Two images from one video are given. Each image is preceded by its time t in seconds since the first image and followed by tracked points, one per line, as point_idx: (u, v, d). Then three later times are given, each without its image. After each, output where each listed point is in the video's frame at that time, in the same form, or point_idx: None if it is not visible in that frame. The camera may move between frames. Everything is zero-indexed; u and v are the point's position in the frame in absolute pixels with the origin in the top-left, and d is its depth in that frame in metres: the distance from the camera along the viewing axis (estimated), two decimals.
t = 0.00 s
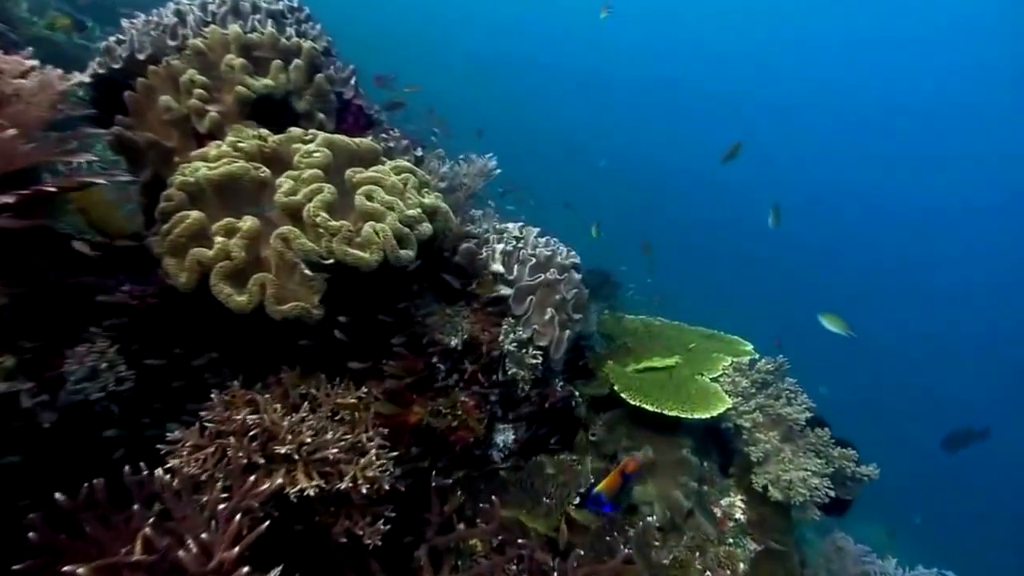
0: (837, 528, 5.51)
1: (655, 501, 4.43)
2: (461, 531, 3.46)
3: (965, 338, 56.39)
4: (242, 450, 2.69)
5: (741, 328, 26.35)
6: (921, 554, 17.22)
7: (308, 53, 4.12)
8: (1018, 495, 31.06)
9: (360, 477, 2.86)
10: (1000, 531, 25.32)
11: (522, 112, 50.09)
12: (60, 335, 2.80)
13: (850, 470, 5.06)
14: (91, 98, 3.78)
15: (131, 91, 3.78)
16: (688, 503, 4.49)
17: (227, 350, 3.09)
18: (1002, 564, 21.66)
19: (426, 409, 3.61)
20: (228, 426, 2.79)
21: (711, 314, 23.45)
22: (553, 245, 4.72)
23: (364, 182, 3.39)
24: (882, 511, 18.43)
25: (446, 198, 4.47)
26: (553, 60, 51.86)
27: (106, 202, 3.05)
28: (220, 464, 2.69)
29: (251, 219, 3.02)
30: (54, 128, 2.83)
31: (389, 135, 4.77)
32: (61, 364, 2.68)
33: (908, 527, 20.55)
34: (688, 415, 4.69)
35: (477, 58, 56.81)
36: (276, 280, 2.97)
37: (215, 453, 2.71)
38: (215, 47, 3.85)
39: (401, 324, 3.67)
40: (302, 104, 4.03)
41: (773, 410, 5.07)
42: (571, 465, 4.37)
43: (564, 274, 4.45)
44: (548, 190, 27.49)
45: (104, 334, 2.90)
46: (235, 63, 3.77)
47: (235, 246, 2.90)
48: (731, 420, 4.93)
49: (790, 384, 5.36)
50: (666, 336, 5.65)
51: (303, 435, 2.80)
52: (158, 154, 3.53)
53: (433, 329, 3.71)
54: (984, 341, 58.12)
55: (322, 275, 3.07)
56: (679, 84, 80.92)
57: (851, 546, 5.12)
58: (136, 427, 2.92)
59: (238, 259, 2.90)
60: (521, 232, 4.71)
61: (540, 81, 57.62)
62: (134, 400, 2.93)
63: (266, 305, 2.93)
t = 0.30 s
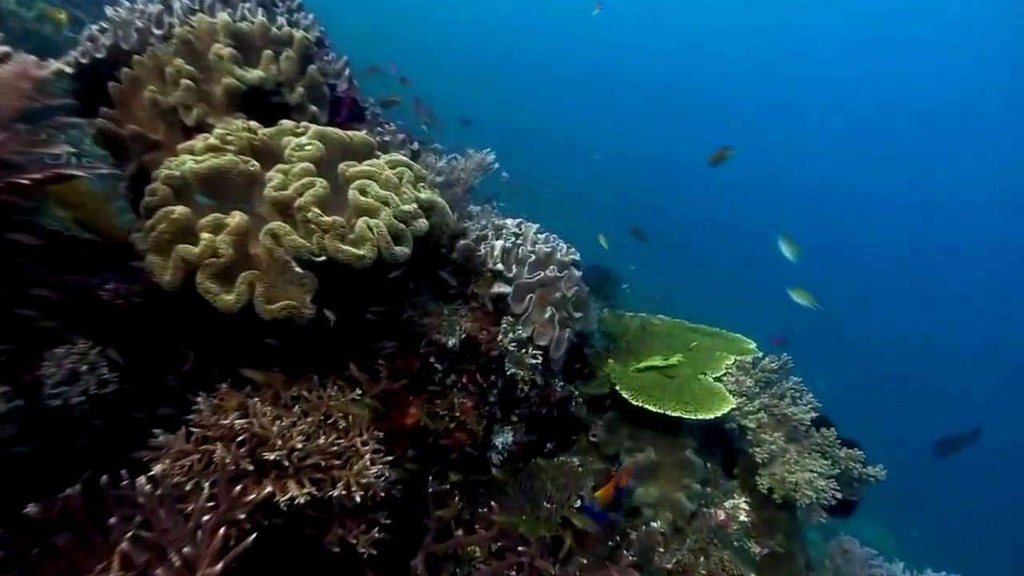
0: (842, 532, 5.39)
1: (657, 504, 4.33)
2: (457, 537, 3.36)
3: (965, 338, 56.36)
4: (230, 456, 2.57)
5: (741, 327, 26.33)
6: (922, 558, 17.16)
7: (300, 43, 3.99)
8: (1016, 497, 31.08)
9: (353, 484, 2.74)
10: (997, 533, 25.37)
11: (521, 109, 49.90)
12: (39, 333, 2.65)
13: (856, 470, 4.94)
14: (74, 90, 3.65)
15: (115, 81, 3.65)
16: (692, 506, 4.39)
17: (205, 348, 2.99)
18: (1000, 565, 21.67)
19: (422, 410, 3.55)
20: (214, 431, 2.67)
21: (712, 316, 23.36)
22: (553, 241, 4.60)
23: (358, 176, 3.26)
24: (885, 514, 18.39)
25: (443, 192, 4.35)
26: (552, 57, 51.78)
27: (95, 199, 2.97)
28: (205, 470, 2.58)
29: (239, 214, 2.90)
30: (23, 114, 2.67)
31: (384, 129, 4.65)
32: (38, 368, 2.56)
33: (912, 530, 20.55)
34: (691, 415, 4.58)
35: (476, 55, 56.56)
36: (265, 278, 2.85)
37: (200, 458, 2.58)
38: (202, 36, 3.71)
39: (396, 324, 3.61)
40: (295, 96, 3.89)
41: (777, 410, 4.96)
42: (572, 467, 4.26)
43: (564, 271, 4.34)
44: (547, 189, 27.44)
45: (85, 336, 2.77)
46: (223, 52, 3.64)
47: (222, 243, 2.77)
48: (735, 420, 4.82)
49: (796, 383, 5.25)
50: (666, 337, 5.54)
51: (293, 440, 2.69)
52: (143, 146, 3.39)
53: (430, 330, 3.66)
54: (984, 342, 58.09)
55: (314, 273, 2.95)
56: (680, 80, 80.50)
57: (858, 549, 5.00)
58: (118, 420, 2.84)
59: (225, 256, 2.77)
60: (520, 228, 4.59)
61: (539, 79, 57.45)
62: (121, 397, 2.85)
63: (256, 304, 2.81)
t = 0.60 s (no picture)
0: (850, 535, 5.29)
1: (661, 508, 4.22)
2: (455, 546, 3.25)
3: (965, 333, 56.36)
4: (219, 468, 2.47)
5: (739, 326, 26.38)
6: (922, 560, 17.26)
7: (292, 35, 3.88)
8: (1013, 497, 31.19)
9: (348, 494, 2.62)
10: (991, 534, 25.52)
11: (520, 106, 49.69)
12: (18, 340, 2.60)
13: (865, 472, 4.84)
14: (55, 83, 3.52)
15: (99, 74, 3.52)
16: (697, 510, 4.28)
17: (191, 350, 2.85)
18: (998, 566, 21.85)
19: (420, 415, 3.46)
20: (202, 439, 2.55)
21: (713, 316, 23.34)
22: (553, 239, 4.47)
23: (352, 172, 3.14)
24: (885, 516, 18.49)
25: (440, 189, 4.25)
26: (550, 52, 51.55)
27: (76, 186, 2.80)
28: (193, 482, 2.46)
29: (227, 212, 2.77)
30: None
31: (380, 125, 4.53)
32: (15, 374, 2.45)
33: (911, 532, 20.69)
34: (696, 417, 4.47)
35: (475, 51, 56.28)
36: (254, 279, 2.73)
37: (187, 469, 2.47)
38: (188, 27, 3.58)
39: (393, 325, 3.53)
40: (286, 90, 3.77)
41: (783, 411, 4.85)
42: (574, 471, 4.15)
43: (564, 270, 4.21)
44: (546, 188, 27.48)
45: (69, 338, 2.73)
46: (212, 44, 3.50)
47: (209, 243, 2.66)
48: (741, 421, 4.67)
49: (802, 382, 5.14)
50: (667, 336, 5.44)
51: (286, 449, 2.57)
52: (129, 143, 3.27)
53: (429, 331, 3.56)
54: (981, 339, 58.29)
55: (305, 274, 2.84)
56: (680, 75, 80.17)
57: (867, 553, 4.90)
58: (99, 425, 2.71)
59: (213, 257, 2.66)
60: (519, 225, 4.48)
61: (538, 76, 57.26)
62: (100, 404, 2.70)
63: (245, 306, 2.68)
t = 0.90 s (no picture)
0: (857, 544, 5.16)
1: (665, 518, 4.08)
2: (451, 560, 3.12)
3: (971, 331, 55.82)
4: (203, 482, 2.32)
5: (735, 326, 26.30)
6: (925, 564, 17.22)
7: (283, 29, 3.77)
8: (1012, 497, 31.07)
9: (340, 509, 2.50)
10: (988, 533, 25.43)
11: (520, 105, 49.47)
12: None
13: (872, 478, 4.73)
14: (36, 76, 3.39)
15: (80, 67, 3.38)
16: (700, 518, 4.16)
17: (175, 355, 2.74)
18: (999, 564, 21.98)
19: (416, 422, 3.35)
20: (186, 452, 2.42)
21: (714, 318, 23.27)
22: (553, 240, 4.35)
23: (344, 170, 3.01)
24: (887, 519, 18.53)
25: (436, 188, 4.13)
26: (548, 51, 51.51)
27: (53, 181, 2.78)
28: (174, 497, 2.32)
29: (212, 211, 2.64)
30: None
31: (374, 122, 4.41)
32: None
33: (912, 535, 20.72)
34: (700, 422, 4.33)
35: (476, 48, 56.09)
36: (240, 281, 2.61)
37: (170, 481, 2.34)
38: (175, 21, 3.47)
39: (388, 329, 3.44)
40: (277, 86, 3.65)
41: (787, 415, 4.74)
42: (578, 479, 4.02)
43: (564, 272, 4.09)
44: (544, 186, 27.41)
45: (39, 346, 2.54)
46: (198, 37, 3.37)
47: (193, 244, 2.52)
48: (746, 427, 4.53)
49: (807, 386, 5.02)
50: (668, 340, 5.33)
51: (273, 461, 2.44)
52: (112, 141, 3.13)
53: (426, 336, 3.46)
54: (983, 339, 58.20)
55: (295, 279, 2.71)
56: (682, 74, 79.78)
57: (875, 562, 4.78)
58: (75, 433, 2.52)
59: (197, 259, 2.52)
60: (518, 224, 4.35)
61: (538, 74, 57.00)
62: (78, 419, 2.53)
63: (230, 310, 2.55)
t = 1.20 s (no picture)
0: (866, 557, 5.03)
1: (671, 530, 3.96)
2: None
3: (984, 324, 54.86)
4: (186, 503, 2.20)
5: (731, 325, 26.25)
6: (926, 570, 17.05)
7: (277, 25, 3.63)
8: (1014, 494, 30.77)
9: (333, 529, 2.38)
10: (987, 532, 25.21)
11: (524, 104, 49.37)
12: None
13: (885, 490, 4.60)
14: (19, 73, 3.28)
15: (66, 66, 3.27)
16: (707, 531, 4.03)
17: (160, 365, 2.63)
18: (1001, 564, 21.85)
19: (414, 434, 3.23)
20: (170, 469, 2.29)
21: (714, 320, 23.22)
22: (554, 244, 4.22)
23: (339, 173, 2.89)
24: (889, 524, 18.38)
25: (434, 191, 4.00)
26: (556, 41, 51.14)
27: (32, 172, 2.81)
28: (155, 520, 2.20)
29: (200, 216, 2.52)
30: None
31: (372, 123, 4.28)
32: None
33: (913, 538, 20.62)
34: (708, 432, 4.20)
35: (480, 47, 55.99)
36: (229, 287, 2.48)
37: (151, 502, 2.22)
38: (164, 18, 3.35)
39: (384, 337, 3.35)
40: (269, 85, 3.53)
41: (796, 425, 4.62)
42: (580, 491, 3.89)
43: (567, 277, 3.96)
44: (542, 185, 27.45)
45: (14, 358, 2.43)
46: (188, 34, 3.25)
47: (178, 249, 2.39)
48: (753, 436, 4.38)
49: (816, 394, 4.90)
50: (672, 346, 5.20)
51: (262, 479, 2.32)
52: (99, 139, 3.05)
53: (424, 344, 3.35)
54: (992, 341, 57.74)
55: (288, 285, 2.59)
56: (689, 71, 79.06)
57: None
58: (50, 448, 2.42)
59: (182, 266, 2.39)
60: (519, 229, 4.22)
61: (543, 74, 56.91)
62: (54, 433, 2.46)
63: (219, 320, 2.42)
